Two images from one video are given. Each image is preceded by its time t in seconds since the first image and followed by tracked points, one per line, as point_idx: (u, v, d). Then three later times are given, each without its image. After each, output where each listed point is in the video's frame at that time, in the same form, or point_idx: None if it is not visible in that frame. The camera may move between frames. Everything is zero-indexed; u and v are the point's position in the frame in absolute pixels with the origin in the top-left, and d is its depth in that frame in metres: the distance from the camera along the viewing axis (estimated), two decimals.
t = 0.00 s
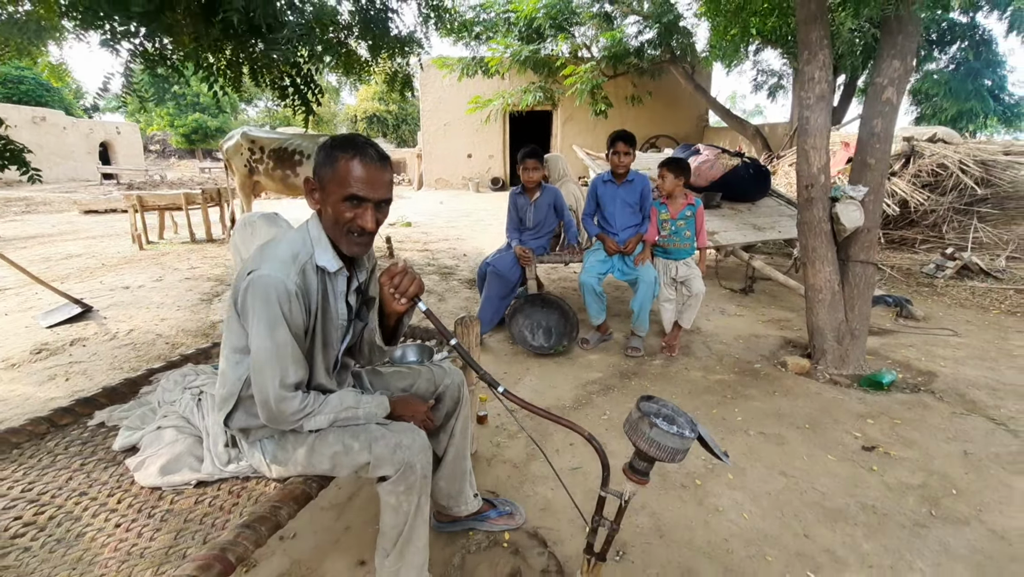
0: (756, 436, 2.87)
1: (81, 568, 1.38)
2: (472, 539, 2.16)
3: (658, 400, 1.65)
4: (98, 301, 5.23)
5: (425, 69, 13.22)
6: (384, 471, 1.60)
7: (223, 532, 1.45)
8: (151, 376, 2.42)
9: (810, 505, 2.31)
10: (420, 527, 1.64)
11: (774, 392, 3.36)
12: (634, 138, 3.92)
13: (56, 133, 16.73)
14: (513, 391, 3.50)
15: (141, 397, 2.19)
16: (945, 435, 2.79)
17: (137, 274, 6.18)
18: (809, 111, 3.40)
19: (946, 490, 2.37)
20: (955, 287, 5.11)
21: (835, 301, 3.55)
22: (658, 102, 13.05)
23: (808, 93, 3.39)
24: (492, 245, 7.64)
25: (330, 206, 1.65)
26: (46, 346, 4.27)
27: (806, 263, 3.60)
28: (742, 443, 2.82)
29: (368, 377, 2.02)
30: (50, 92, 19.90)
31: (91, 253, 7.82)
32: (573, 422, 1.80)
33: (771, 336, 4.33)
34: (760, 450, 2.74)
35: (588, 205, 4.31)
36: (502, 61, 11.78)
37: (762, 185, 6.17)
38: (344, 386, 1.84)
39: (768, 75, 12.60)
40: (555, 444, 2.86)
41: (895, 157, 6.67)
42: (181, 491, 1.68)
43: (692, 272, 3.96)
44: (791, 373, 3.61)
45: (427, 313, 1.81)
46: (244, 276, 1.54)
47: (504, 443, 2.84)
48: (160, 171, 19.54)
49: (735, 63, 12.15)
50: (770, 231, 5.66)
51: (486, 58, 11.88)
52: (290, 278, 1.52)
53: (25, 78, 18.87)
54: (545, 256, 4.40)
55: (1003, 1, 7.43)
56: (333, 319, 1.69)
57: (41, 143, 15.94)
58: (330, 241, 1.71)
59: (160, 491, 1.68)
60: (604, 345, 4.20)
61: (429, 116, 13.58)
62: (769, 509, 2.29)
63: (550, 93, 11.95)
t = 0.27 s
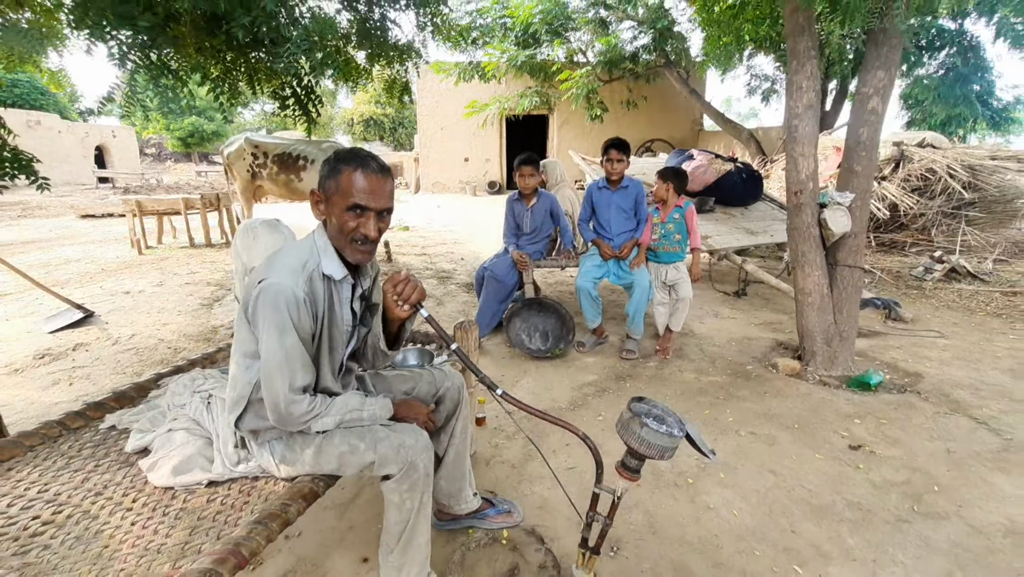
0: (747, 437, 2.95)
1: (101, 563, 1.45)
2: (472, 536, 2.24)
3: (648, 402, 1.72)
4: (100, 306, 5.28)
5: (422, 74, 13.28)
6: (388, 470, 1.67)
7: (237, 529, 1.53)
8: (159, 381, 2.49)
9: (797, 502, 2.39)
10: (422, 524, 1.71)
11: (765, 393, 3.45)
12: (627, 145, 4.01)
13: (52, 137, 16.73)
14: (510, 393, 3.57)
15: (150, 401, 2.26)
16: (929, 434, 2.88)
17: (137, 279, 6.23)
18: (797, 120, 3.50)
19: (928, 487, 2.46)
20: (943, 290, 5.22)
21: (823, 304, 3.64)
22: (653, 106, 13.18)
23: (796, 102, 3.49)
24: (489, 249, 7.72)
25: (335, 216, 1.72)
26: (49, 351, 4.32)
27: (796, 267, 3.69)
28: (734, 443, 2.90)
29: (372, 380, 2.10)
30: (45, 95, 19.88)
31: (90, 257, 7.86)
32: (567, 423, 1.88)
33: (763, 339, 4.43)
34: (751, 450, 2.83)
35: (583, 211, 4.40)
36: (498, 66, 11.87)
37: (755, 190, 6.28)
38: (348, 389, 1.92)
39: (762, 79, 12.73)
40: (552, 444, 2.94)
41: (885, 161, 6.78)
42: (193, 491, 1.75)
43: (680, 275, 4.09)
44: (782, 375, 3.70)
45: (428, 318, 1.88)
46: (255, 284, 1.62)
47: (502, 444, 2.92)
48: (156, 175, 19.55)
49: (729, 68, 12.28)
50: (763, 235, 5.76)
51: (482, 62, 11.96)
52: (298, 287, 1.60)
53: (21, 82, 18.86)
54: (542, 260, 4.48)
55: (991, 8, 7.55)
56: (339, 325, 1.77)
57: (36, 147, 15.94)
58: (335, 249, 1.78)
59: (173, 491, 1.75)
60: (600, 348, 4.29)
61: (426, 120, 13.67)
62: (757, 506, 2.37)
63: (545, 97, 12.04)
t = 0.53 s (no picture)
0: (740, 438, 3.05)
1: (129, 557, 1.54)
2: (474, 534, 2.34)
3: (641, 404, 1.82)
4: (107, 311, 5.38)
5: (421, 80, 13.37)
6: (395, 469, 1.77)
7: (255, 524, 1.62)
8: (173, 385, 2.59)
9: (786, 500, 2.49)
10: (427, 521, 1.81)
11: (758, 395, 3.55)
12: (623, 153, 4.11)
13: (53, 141, 16.83)
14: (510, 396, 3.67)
15: (166, 404, 2.36)
16: (915, 435, 2.98)
17: (142, 284, 6.33)
18: (789, 130, 3.60)
19: (913, 485, 2.56)
20: (935, 294, 5.32)
21: (815, 309, 3.74)
22: (651, 111, 13.32)
23: (787, 113, 3.59)
24: (490, 253, 7.82)
25: (343, 227, 1.81)
26: (59, 355, 4.42)
27: (788, 273, 3.79)
28: (727, 444, 3.00)
29: (378, 384, 2.20)
30: (47, 99, 20.00)
31: (95, 262, 7.96)
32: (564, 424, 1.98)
33: (757, 342, 4.53)
34: (743, 450, 2.93)
35: (582, 217, 4.50)
36: (497, 71, 11.98)
37: (751, 195, 6.38)
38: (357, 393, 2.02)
39: (759, 84, 12.86)
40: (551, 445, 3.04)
41: (878, 167, 6.89)
42: (211, 489, 1.84)
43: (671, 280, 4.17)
44: (775, 377, 3.80)
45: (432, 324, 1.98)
46: (270, 295, 1.72)
47: (502, 445, 3.02)
48: (156, 179, 19.66)
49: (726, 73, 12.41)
50: (758, 240, 5.86)
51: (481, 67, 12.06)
52: (311, 297, 1.70)
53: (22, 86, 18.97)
54: (542, 266, 4.58)
55: (983, 14, 7.65)
56: (349, 332, 1.87)
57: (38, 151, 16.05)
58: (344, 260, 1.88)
59: (192, 489, 1.85)
60: (598, 351, 4.40)
61: (426, 124, 13.78)
62: (748, 504, 2.47)
63: (544, 102, 12.16)
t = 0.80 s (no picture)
0: (735, 440, 3.16)
1: (159, 551, 1.66)
2: (478, 532, 2.45)
3: (636, 410, 1.93)
4: (118, 316, 5.50)
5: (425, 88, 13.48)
6: (406, 471, 1.88)
7: (276, 522, 1.73)
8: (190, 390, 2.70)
9: (778, 501, 2.60)
10: (436, 519, 1.92)
11: (753, 399, 3.65)
12: (623, 163, 4.23)
13: (58, 145, 16.99)
14: (513, 400, 3.78)
15: (185, 409, 2.47)
16: (905, 437, 3.08)
17: (151, 289, 6.45)
18: (783, 141, 3.71)
19: (900, 487, 2.67)
20: (930, 299, 5.42)
21: (809, 315, 3.85)
22: (651, 116, 13.44)
23: (782, 125, 3.70)
24: (492, 257, 7.94)
25: (357, 244, 1.93)
26: (73, 359, 4.54)
27: (783, 280, 3.90)
28: (722, 446, 3.11)
29: (387, 390, 2.31)
30: (51, 103, 20.17)
31: (103, 266, 8.09)
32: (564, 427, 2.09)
33: (754, 347, 4.64)
34: (737, 453, 3.03)
35: (582, 225, 4.62)
36: (500, 76, 12.10)
37: (749, 201, 6.49)
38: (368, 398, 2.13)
39: (758, 89, 12.97)
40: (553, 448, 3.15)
41: (875, 173, 6.98)
42: (232, 489, 1.96)
43: (667, 287, 4.31)
44: (770, 382, 3.90)
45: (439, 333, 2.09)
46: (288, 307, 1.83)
47: (505, 448, 3.13)
48: (160, 182, 19.82)
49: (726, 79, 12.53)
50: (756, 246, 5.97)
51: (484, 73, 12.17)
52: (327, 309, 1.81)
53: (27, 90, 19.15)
54: (543, 273, 4.70)
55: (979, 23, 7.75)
56: (361, 341, 1.98)
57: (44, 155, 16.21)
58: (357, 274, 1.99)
59: (214, 489, 1.96)
60: (598, 355, 4.51)
61: (428, 128, 13.90)
62: (741, 504, 2.58)
63: (546, 107, 12.27)
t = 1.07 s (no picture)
0: (733, 444, 3.25)
1: (187, 549, 1.77)
2: (484, 532, 2.55)
3: (635, 416, 2.03)
4: (131, 320, 5.63)
5: (431, 96, 13.69)
6: (416, 473, 1.98)
7: (295, 521, 1.84)
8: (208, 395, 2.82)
9: (774, 503, 2.69)
10: (444, 519, 2.02)
11: (752, 404, 3.75)
12: (624, 172, 4.32)
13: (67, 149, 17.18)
14: (517, 404, 3.88)
15: (205, 413, 2.58)
16: (898, 442, 3.17)
17: (162, 294, 6.58)
18: (781, 152, 3.81)
19: (893, 490, 2.76)
20: (928, 305, 5.49)
21: (807, 321, 3.93)
22: (654, 121, 13.54)
23: (779, 136, 3.79)
24: (496, 262, 8.04)
25: (372, 260, 2.03)
26: (89, 363, 4.67)
27: (782, 287, 3.99)
28: (720, 450, 3.20)
29: (398, 395, 2.41)
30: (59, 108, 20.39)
31: (114, 271, 8.23)
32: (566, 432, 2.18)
33: (754, 352, 4.73)
34: (735, 456, 3.13)
35: (585, 233, 4.73)
36: (504, 81, 12.22)
37: (750, 207, 6.58)
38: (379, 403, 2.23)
39: (760, 94, 13.05)
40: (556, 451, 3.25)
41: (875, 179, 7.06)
42: (252, 490, 2.06)
43: (669, 293, 4.39)
44: (769, 387, 3.99)
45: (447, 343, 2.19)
46: (307, 318, 1.94)
47: (510, 451, 3.23)
48: (166, 186, 20.00)
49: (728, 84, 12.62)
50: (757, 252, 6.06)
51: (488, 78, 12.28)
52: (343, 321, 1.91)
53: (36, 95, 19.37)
54: (547, 279, 4.82)
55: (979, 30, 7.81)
56: (374, 350, 2.08)
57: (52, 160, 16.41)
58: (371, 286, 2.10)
59: (235, 490, 2.07)
60: (601, 360, 4.61)
61: (433, 133, 14.02)
62: (738, 506, 2.67)
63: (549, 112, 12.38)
